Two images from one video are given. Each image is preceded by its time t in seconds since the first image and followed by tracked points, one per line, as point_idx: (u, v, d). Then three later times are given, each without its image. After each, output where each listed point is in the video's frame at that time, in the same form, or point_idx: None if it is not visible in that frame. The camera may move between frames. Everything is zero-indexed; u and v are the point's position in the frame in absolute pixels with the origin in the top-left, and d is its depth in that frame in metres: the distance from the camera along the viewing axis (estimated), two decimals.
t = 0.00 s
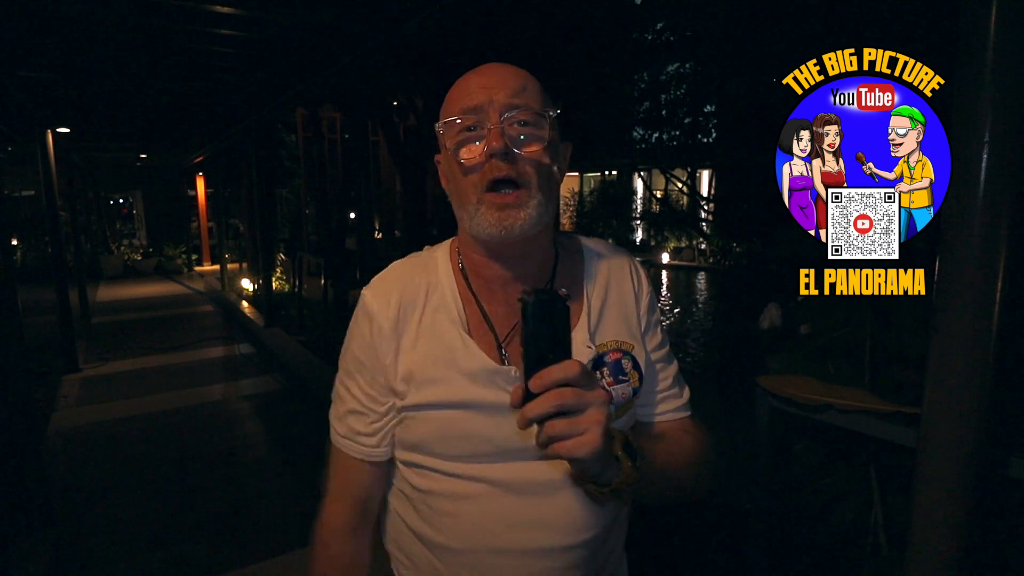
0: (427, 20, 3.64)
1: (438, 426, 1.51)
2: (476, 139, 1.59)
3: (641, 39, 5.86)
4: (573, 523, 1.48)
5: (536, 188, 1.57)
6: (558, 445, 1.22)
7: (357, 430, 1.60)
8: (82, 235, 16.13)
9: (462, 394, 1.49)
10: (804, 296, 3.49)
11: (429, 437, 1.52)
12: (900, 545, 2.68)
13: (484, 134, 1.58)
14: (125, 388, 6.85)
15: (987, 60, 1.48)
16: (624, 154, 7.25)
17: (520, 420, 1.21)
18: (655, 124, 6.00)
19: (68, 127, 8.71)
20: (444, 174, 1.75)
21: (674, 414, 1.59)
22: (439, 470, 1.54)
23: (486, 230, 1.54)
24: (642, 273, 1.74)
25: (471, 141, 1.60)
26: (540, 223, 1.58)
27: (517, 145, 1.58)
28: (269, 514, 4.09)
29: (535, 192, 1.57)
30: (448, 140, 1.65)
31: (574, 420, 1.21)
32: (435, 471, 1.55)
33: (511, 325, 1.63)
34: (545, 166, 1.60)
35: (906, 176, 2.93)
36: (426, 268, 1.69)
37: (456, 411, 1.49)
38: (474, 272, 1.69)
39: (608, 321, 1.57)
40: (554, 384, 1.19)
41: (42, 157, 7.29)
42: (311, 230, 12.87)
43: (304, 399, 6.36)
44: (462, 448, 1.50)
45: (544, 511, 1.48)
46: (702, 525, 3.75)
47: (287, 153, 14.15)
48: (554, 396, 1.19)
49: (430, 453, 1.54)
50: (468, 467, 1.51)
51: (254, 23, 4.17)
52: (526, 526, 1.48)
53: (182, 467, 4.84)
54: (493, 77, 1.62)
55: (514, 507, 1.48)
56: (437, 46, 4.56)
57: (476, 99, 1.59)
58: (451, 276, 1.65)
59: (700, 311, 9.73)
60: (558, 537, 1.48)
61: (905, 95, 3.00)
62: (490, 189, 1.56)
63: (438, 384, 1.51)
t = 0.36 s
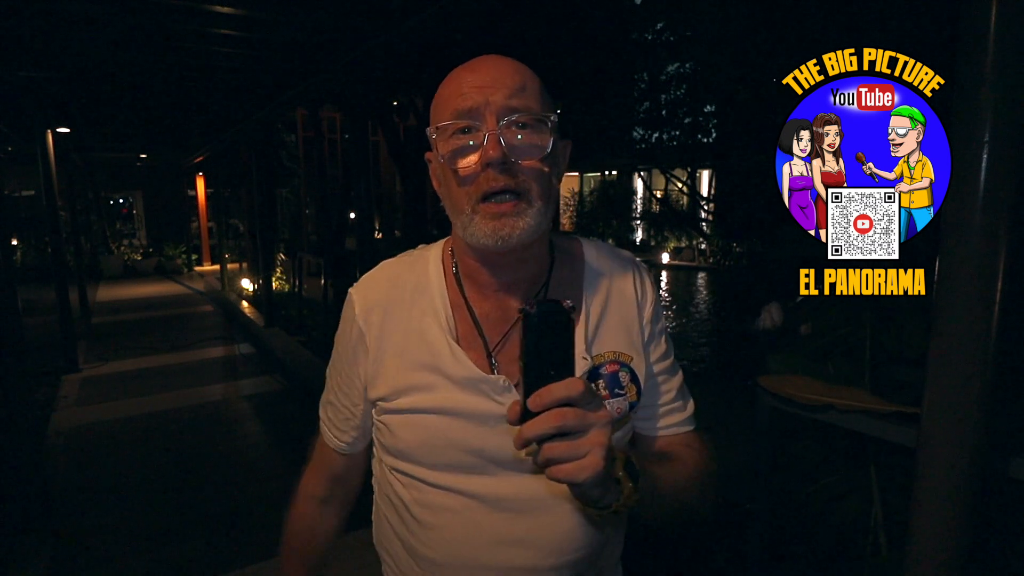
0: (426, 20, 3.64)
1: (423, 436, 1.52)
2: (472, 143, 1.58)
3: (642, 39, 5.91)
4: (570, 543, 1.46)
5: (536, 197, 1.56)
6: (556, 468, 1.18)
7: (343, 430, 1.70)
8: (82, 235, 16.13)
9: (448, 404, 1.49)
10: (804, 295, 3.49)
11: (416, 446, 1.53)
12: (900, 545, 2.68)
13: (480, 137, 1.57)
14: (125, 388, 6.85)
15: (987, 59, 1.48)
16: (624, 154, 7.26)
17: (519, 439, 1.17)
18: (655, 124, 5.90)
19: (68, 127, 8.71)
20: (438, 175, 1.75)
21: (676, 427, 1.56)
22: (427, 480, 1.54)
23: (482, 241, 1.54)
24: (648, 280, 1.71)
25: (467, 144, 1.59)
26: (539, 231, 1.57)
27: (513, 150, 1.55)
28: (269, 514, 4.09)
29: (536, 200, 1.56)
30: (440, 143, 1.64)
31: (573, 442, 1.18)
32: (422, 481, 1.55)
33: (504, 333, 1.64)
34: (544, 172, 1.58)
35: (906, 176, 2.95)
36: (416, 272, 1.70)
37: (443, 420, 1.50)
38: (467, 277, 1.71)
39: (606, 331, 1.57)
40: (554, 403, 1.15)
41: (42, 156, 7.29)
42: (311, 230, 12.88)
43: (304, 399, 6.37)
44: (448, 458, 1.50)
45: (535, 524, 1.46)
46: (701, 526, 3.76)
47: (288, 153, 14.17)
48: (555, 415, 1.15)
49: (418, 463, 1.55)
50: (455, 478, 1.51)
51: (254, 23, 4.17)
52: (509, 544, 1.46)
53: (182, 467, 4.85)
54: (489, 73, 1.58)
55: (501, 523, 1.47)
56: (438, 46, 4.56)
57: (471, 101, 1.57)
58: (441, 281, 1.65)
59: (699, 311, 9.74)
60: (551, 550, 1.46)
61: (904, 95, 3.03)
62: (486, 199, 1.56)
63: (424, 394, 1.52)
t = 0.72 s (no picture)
0: (425, 20, 3.64)
1: (411, 439, 1.52)
2: (461, 143, 1.58)
3: (641, 39, 5.84)
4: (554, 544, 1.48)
5: (523, 198, 1.56)
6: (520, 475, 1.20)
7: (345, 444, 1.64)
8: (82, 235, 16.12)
9: (434, 406, 1.49)
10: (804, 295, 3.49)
11: (404, 450, 1.53)
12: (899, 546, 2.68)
13: (469, 137, 1.57)
14: (125, 388, 6.85)
15: (987, 60, 1.48)
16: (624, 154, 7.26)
17: (480, 445, 1.19)
18: (656, 123, 5.92)
19: (67, 127, 8.71)
20: (427, 174, 1.74)
21: (664, 434, 1.57)
22: (415, 483, 1.54)
23: (470, 242, 1.54)
24: (642, 283, 1.71)
25: (456, 143, 1.58)
26: (528, 233, 1.58)
27: (502, 152, 1.55)
28: (269, 514, 4.09)
29: (522, 202, 1.56)
30: (430, 142, 1.63)
31: (535, 449, 1.19)
32: (409, 482, 1.56)
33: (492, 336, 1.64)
34: (533, 174, 1.58)
35: (906, 176, 2.94)
36: (408, 275, 1.70)
37: (429, 422, 1.50)
38: (456, 278, 1.70)
39: (594, 334, 1.57)
40: (514, 411, 1.17)
41: (42, 156, 7.29)
42: (311, 230, 12.88)
43: (304, 399, 6.36)
44: (435, 462, 1.50)
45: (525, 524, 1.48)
46: (701, 527, 3.76)
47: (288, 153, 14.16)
48: (515, 423, 1.17)
49: (406, 466, 1.55)
50: (439, 480, 1.51)
51: (254, 23, 4.17)
52: (492, 547, 1.48)
53: (183, 467, 4.85)
54: (479, 73, 1.58)
55: (485, 526, 1.48)
56: (438, 45, 4.56)
57: (461, 100, 1.57)
58: (432, 283, 1.66)
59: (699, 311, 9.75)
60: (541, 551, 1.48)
61: (904, 95, 3.03)
62: (473, 199, 1.56)
63: (411, 396, 1.52)
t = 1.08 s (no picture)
0: (425, 19, 3.63)
1: (409, 437, 1.51)
2: (460, 146, 1.57)
3: (641, 39, 5.81)
4: (550, 541, 1.50)
5: (520, 205, 1.58)
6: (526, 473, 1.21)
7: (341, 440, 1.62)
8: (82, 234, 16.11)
9: (435, 404, 1.49)
10: (804, 295, 3.48)
11: (403, 448, 1.52)
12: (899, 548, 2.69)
13: (468, 139, 1.56)
14: (125, 388, 6.84)
15: (988, 59, 1.48)
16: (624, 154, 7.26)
17: (487, 444, 1.20)
18: (656, 123, 6.08)
19: (67, 127, 8.72)
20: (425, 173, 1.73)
21: (660, 430, 1.59)
22: (414, 481, 1.54)
23: (463, 244, 1.56)
24: (636, 283, 1.72)
25: (455, 146, 1.57)
26: (523, 237, 1.60)
27: (500, 157, 1.55)
28: (269, 514, 4.09)
29: (518, 209, 1.58)
30: (429, 143, 1.61)
31: (542, 448, 1.20)
32: (408, 480, 1.55)
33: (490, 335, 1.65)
34: (531, 179, 1.59)
35: (906, 175, 2.97)
36: (404, 274, 1.69)
37: (429, 420, 1.49)
38: (453, 279, 1.70)
39: (591, 333, 1.57)
40: (520, 410, 1.18)
41: (42, 156, 7.29)
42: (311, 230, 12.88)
43: (303, 399, 6.36)
44: (434, 460, 1.50)
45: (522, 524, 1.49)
46: (700, 527, 3.75)
47: (288, 153, 14.17)
48: (522, 422, 1.18)
49: (404, 465, 1.54)
50: (439, 478, 1.51)
51: (253, 23, 4.16)
52: (493, 543, 1.49)
53: (182, 467, 4.85)
54: (480, 75, 1.57)
55: (486, 522, 1.49)
56: (438, 45, 4.55)
57: (460, 102, 1.55)
58: (431, 282, 1.66)
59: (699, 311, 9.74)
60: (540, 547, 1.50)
61: (904, 95, 3.03)
62: (469, 202, 1.57)
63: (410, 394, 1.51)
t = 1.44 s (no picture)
0: (426, 20, 3.63)
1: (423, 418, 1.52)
2: (478, 141, 1.58)
3: (641, 39, 5.80)
4: (557, 525, 1.52)
5: (530, 198, 1.58)
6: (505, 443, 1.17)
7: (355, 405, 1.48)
8: (82, 234, 16.12)
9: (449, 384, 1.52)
10: (805, 296, 3.49)
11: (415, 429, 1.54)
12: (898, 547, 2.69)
13: (486, 136, 1.57)
14: (125, 388, 6.85)
15: (988, 59, 1.48)
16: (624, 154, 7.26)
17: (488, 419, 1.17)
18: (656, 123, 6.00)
19: (67, 127, 8.73)
20: (442, 165, 1.75)
21: (663, 419, 1.61)
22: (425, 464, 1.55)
23: (476, 234, 1.55)
24: (636, 280, 1.77)
25: (473, 141, 1.58)
26: (532, 230, 1.60)
27: (516, 155, 1.57)
28: (269, 514, 4.09)
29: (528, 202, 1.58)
30: (448, 138, 1.62)
31: (543, 420, 1.18)
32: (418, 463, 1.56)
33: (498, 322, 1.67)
34: (542, 178, 1.61)
35: (906, 176, 2.95)
36: (417, 265, 1.71)
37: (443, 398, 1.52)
38: (463, 271, 1.70)
39: (596, 321, 1.59)
40: (523, 384, 1.17)
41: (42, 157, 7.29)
42: (311, 230, 12.89)
43: (303, 399, 6.37)
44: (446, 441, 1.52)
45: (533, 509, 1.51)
46: (701, 527, 3.75)
47: (288, 153, 14.18)
48: (524, 396, 1.16)
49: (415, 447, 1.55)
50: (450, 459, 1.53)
51: (253, 23, 4.16)
52: (504, 520, 1.51)
53: (183, 467, 4.85)
54: (503, 78, 1.58)
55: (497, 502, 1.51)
56: (438, 45, 4.55)
57: (483, 101, 1.56)
58: (443, 272, 1.67)
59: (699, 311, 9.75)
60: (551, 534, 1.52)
61: (904, 95, 3.02)
62: (483, 192, 1.57)
63: (424, 373, 1.52)
